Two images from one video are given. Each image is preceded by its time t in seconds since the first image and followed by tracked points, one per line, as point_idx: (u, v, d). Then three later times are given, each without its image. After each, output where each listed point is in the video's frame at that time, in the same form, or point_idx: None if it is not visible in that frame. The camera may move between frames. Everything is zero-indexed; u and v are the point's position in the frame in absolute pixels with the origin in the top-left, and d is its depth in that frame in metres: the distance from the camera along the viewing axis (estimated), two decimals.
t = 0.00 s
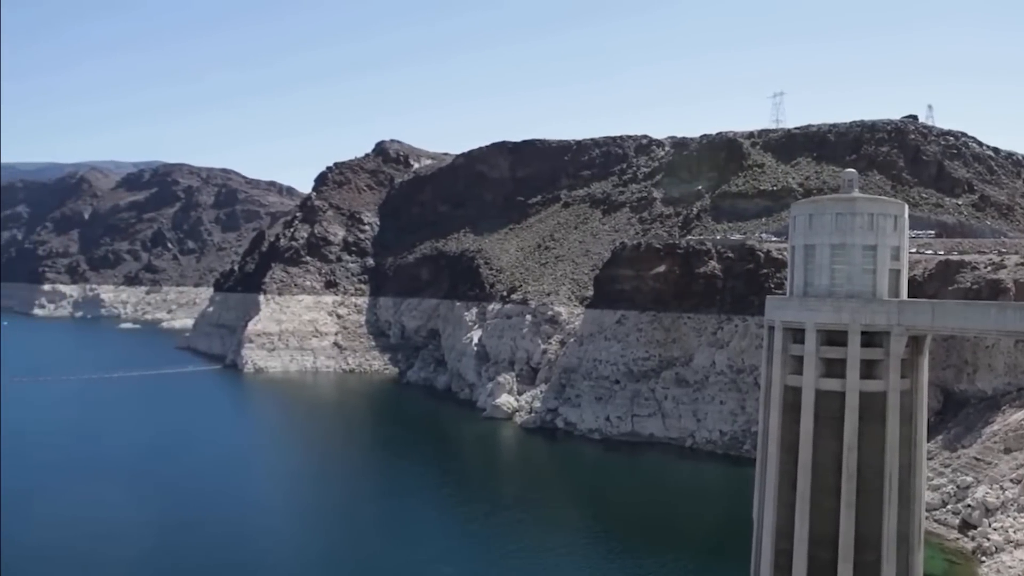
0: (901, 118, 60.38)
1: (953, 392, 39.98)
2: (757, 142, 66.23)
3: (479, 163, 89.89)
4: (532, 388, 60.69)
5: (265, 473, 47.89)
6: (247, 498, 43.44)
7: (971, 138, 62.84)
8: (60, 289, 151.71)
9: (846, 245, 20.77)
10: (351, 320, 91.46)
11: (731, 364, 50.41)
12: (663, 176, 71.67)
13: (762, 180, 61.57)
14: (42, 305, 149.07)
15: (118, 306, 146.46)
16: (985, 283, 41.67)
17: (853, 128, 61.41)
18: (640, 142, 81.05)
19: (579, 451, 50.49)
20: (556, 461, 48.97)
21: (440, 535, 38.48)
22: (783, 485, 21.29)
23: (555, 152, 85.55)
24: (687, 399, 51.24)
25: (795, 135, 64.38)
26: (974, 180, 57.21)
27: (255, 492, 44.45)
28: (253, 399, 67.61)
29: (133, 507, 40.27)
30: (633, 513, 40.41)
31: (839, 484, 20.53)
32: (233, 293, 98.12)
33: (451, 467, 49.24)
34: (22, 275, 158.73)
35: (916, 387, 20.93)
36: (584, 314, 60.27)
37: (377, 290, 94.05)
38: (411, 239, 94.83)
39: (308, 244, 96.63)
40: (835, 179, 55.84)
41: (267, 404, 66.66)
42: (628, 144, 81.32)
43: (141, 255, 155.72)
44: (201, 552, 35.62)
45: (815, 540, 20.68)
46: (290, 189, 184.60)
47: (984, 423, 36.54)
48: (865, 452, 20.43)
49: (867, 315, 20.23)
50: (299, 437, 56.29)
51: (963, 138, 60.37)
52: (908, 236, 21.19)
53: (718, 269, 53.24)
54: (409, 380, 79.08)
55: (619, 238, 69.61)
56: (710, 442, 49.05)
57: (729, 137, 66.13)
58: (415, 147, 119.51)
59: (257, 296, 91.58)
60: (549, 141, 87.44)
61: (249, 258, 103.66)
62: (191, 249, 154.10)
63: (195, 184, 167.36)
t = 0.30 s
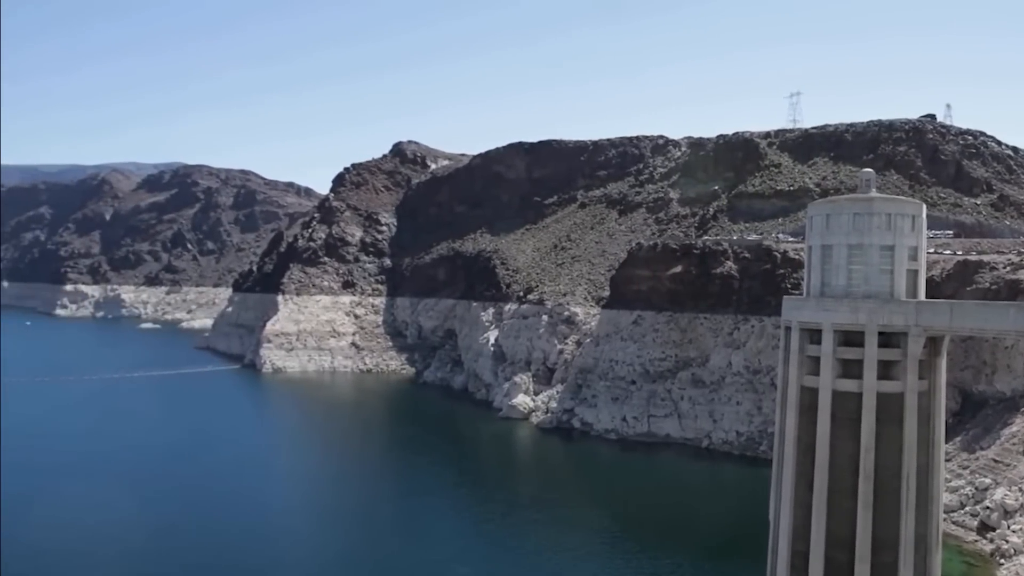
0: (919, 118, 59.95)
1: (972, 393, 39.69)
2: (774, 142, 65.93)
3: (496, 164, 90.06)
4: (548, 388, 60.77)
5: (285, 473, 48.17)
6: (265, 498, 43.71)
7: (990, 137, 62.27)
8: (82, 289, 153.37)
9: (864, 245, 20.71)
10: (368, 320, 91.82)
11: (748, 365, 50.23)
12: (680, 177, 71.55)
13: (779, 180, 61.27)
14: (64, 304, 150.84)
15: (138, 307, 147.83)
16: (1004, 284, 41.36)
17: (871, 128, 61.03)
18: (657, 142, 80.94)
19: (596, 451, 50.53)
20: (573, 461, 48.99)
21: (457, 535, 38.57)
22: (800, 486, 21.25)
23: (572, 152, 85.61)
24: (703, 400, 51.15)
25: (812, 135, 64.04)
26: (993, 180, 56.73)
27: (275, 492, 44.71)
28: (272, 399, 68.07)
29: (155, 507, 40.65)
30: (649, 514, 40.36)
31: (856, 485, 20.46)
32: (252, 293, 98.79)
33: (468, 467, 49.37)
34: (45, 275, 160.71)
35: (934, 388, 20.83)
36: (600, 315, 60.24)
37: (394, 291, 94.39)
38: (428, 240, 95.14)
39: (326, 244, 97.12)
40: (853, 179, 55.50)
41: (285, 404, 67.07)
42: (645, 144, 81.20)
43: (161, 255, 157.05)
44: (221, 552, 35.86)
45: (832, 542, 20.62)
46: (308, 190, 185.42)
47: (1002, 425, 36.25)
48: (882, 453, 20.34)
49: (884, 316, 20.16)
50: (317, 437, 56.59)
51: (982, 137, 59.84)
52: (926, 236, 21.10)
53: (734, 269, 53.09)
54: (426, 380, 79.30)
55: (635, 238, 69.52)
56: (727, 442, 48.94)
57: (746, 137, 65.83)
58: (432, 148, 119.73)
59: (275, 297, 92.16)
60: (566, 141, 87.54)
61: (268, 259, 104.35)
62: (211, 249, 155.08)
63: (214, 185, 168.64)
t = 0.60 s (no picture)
0: (942, 117, 59.38)
1: (996, 394, 39.32)
2: (796, 142, 65.56)
3: (518, 165, 90.27)
4: (569, 389, 60.83)
5: (308, 473, 48.48)
6: (289, 498, 44.00)
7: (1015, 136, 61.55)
8: (110, 290, 155.43)
9: (887, 245, 20.63)
10: (390, 321, 92.27)
11: (769, 365, 50.01)
12: (701, 177, 71.33)
13: (801, 180, 60.89)
14: (92, 304, 152.96)
15: (164, 307, 149.45)
16: None
17: (894, 127, 60.53)
18: (678, 142, 80.75)
19: (617, 452, 50.53)
20: (594, 462, 48.96)
21: (478, 535, 38.69)
22: (822, 487, 21.16)
23: (593, 153, 85.62)
24: (725, 400, 50.99)
25: (835, 134, 63.61)
26: (1018, 179, 56.12)
27: (299, 492, 44.99)
28: (295, 399, 68.64)
29: (180, 509, 41.06)
30: (672, 515, 40.26)
31: (879, 487, 20.35)
32: (276, 293, 99.62)
33: (490, 467, 49.50)
34: (73, 276, 163.15)
35: (957, 389, 20.68)
36: (622, 315, 60.19)
37: (417, 291, 94.81)
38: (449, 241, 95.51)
39: (348, 245, 97.70)
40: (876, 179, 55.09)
41: (309, 403, 67.58)
42: (666, 144, 81.01)
43: (187, 256, 158.64)
44: (244, 552, 36.14)
45: (855, 544, 20.52)
46: (331, 191, 186.53)
47: None
48: (905, 454, 20.25)
49: (907, 316, 20.06)
50: (340, 437, 56.93)
51: (1007, 136, 59.19)
52: (949, 236, 20.99)
53: (756, 269, 52.88)
54: (448, 380, 79.59)
55: (657, 239, 69.37)
56: (748, 443, 48.79)
57: (768, 137, 65.42)
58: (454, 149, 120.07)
59: (299, 297, 92.91)
60: (588, 142, 87.52)
61: (291, 259, 105.20)
62: (235, 250, 156.38)
63: (239, 186, 170.12)
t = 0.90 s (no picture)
0: (963, 116, 58.86)
1: (1018, 396, 38.97)
2: (815, 142, 65.17)
3: (537, 166, 90.40)
4: (588, 389, 60.86)
5: (329, 473, 48.78)
6: (309, 497, 44.26)
7: None
8: (133, 290, 157.27)
9: (907, 245, 20.55)
10: (410, 321, 92.64)
11: (789, 366, 49.80)
12: (720, 177, 71.11)
13: (821, 180, 60.51)
14: (117, 305, 154.87)
15: (187, 307, 150.89)
16: None
17: (914, 126, 60.09)
18: (697, 143, 80.48)
19: (636, 452, 50.52)
20: (614, 463, 48.95)
21: (497, 536, 38.76)
22: (841, 489, 21.04)
23: (611, 153, 85.53)
24: (744, 401, 50.83)
25: (854, 134, 63.21)
26: None
27: (319, 492, 45.26)
28: (316, 399, 69.13)
29: (200, 509, 41.46)
30: (692, 517, 40.07)
31: (899, 489, 20.25)
32: (297, 294, 100.29)
33: (510, 467, 49.63)
34: (98, 277, 165.26)
35: (978, 391, 20.56)
36: (640, 316, 60.13)
37: (436, 291, 95.15)
38: (469, 241, 95.83)
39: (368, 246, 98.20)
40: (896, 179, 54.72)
41: (329, 403, 68.07)
42: (685, 144, 80.77)
43: (209, 257, 159.97)
44: (265, 552, 36.38)
45: (874, 546, 20.41)
46: (351, 192, 187.39)
47: None
48: (925, 455, 20.13)
49: (927, 317, 19.96)
50: (360, 437, 57.31)
51: None
52: (970, 236, 20.87)
53: (775, 270, 52.68)
54: (467, 381, 79.83)
55: (676, 240, 69.22)
56: (768, 444, 48.65)
57: (787, 137, 64.96)
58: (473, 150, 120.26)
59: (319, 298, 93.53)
60: (606, 142, 87.45)
61: (312, 260, 105.92)
62: (257, 251, 157.48)
63: (260, 188, 171.34)
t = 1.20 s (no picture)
0: (979, 115, 58.49)
1: None
2: (830, 142, 64.92)
3: (551, 166, 90.49)
4: (602, 390, 60.88)
5: (344, 473, 48.96)
6: (325, 497, 44.43)
7: None
8: (151, 290, 158.55)
9: (922, 246, 20.45)
10: (425, 322, 92.87)
11: (803, 367, 49.62)
12: (735, 177, 70.92)
13: (835, 180, 60.26)
14: (134, 305, 156.15)
15: (204, 307, 151.87)
16: None
17: (930, 126, 59.68)
18: (711, 143, 80.22)
19: (650, 453, 50.48)
20: (628, 463, 48.88)
21: (512, 537, 38.76)
22: (856, 491, 20.95)
23: (625, 153, 85.41)
24: (758, 402, 50.69)
25: (869, 134, 62.89)
26: None
27: (334, 492, 45.43)
28: (330, 399, 69.47)
29: (216, 508, 41.79)
30: (706, 518, 39.93)
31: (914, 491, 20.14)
32: (312, 294, 100.76)
33: (524, 468, 49.66)
34: (116, 277, 166.75)
35: (994, 392, 20.41)
36: (654, 316, 60.04)
37: (450, 292, 95.38)
38: (483, 242, 96.03)
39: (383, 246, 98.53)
40: (911, 179, 54.44)
41: (344, 403, 68.38)
42: (699, 145, 80.57)
43: (226, 258, 160.92)
44: (281, 552, 36.51)
45: (889, 548, 20.33)
46: (366, 193, 188.03)
47: None
48: (941, 457, 20.06)
49: (943, 318, 19.85)
50: (374, 437, 57.53)
51: None
52: (986, 236, 20.76)
53: (789, 270, 52.49)
54: (482, 381, 80.00)
55: (690, 240, 69.10)
56: (782, 445, 48.52)
57: (801, 137, 64.46)
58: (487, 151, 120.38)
59: (334, 298, 93.97)
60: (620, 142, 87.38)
61: (327, 261, 106.38)
62: (272, 252, 158.30)
63: (276, 188, 172.13)
